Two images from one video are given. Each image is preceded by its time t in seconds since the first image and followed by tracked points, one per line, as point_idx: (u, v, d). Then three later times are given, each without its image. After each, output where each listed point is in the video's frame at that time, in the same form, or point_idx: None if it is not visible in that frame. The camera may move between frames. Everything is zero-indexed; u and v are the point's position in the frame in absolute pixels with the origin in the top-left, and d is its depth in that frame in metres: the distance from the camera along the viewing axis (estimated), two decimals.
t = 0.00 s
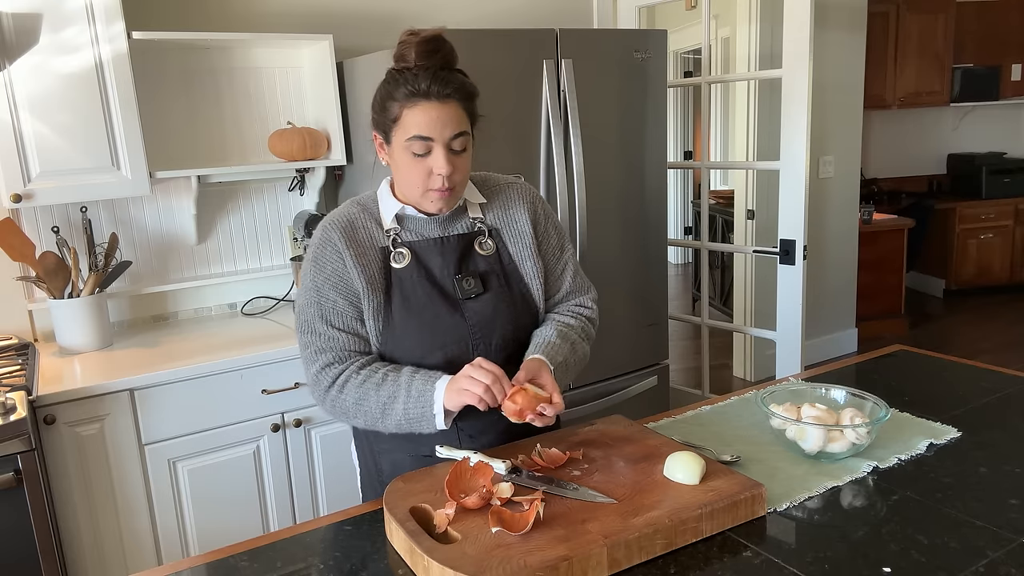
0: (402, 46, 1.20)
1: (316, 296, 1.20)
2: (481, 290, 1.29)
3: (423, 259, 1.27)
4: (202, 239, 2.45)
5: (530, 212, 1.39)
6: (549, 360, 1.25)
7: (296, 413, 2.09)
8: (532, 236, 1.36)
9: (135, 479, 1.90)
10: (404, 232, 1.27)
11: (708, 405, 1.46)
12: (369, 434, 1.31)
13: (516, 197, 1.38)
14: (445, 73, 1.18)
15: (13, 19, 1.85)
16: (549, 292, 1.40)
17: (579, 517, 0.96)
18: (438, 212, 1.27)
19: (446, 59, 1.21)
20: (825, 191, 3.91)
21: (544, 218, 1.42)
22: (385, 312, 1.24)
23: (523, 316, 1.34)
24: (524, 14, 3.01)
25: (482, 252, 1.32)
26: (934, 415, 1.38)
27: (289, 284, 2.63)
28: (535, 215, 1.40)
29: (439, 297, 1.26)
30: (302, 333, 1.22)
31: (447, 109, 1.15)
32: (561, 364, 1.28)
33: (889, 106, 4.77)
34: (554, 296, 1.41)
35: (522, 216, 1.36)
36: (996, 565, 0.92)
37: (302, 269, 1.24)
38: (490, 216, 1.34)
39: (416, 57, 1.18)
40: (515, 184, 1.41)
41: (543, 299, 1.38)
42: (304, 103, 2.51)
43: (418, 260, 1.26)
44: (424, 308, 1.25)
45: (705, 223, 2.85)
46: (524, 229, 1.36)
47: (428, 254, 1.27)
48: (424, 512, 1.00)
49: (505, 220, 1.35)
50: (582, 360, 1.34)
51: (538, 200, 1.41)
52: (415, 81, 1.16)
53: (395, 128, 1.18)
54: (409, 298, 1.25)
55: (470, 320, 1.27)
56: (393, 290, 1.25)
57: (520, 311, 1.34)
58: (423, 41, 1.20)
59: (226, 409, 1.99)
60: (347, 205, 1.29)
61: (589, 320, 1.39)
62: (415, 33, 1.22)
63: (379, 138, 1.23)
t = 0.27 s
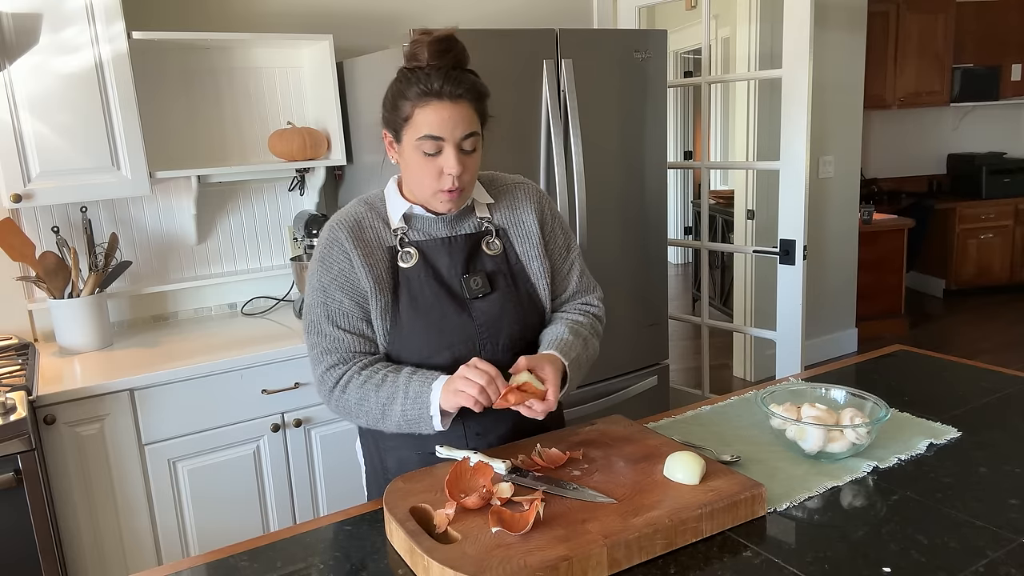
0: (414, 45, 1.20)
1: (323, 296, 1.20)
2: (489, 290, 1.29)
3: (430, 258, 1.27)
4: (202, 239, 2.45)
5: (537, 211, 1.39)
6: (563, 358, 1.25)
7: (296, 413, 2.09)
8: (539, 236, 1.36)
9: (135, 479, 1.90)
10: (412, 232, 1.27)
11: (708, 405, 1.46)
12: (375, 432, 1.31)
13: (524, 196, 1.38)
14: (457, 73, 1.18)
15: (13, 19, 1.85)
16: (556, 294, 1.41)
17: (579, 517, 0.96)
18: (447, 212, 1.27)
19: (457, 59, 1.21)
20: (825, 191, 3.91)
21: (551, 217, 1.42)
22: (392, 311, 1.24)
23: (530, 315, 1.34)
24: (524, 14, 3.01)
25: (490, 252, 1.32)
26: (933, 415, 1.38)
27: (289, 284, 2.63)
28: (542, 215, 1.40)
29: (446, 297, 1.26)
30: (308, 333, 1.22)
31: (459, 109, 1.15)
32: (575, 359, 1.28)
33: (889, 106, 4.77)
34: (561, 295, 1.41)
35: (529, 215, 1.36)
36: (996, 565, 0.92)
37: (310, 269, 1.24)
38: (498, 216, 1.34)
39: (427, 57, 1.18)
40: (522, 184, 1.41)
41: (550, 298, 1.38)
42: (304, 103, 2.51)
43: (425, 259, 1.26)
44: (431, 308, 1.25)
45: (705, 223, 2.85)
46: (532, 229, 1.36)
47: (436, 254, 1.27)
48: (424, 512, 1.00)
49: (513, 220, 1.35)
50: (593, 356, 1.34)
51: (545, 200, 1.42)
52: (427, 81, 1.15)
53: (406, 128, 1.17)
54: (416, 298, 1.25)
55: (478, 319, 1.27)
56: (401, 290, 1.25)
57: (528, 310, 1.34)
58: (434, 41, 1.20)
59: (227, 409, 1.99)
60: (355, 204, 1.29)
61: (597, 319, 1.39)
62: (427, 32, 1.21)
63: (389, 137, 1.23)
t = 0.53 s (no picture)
0: (430, 44, 1.20)
1: (332, 293, 1.20)
2: (499, 289, 1.29)
3: (440, 257, 1.27)
4: (202, 239, 2.45)
5: (546, 212, 1.39)
6: (576, 356, 1.26)
7: (296, 413, 2.09)
8: (549, 236, 1.36)
9: (135, 479, 1.90)
10: (422, 230, 1.27)
11: (709, 405, 1.46)
12: (383, 429, 1.31)
13: (534, 197, 1.39)
14: (473, 73, 1.18)
15: (13, 19, 1.85)
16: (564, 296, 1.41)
17: (579, 517, 0.96)
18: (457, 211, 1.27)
19: (473, 59, 1.21)
20: (825, 191, 3.91)
21: (560, 218, 1.42)
22: (402, 309, 1.24)
23: (539, 315, 1.35)
24: (524, 14, 3.01)
25: (500, 251, 1.32)
26: (933, 415, 1.38)
27: (289, 284, 2.63)
28: (552, 215, 1.40)
29: (457, 295, 1.26)
30: (315, 329, 1.22)
31: (474, 109, 1.15)
32: (587, 359, 1.28)
33: (889, 106, 4.77)
34: (569, 295, 1.42)
35: (539, 216, 1.36)
36: (996, 565, 0.92)
37: (319, 266, 1.24)
38: (508, 216, 1.34)
39: (443, 57, 1.18)
40: (532, 184, 1.42)
41: (558, 299, 1.38)
42: (304, 103, 2.51)
43: (436, 258, 1.26)
44: (441, 306, 1.25)
45: (705, 223, 2.85)
46: (542, 229, 1.36)
47: (446, 253, 1.27)
48: (424, 512, 1.00)
49: (523, 220, 1.35)
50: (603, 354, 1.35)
51: (554, 200, 1.42)
52: (443, 80, 1.15)
53: (420, 126, 1.17)
54: (426, 297, 1.25)
55: (487, 318, 1.27)
56: (411, 288, 1.25)
57: (537, 310, 1.34)
58: (450, 41, 1.19)
59: (227, 409, 1.99)
60: (365, 201, 1.29)
61: (605, 319, 1.40)
62: (442, 32, 1.21)
63: (402, 135, 1.23)
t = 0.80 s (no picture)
0: (447, 42, 1.19)
1: (347, 292, 1.20)
2: (511, 289, 1.29)
3: (454, 256, 1.27)
4: (202, 239, 2.45)
5: (558, 213, 1.39)
6: (586, 355, 1.27)
7: (296, 413, 2.09)
8: (560, 236, 1.36)
9: (135, 479, 1.90)
10: (436, 229, 1.27)
11: (708, 405, 1.46)
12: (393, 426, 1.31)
13: (545, 197, 1.39)
14: (489, 72, 1.17)
15: (13, 19, 1.85)
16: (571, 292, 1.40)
17: (578, 517, 0.96)
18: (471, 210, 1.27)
19: (490, 57, 1.20)
20: (825, 191, 3.91)
21: (571, 218, 1.42)
22: (416, 308, 1.24)
23: (550, 315, 1.35)
24: (524, 14, 3.01)
25: (512, 251, 1.32)
26: (933, 415, 1.38)
27: (289, 284, 2.63)
28: (564, 216, 1.40)
29: (470, 295, 1.26)
30: (329, 328, 1.21)
31: (490, 108, 1.15)
32: (597, 357, 1.29)
33: (889, 106, 4.77)
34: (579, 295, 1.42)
35: (551, 216, 1.37)
36: (996, 565, 0.92)
37: (333, 264, 1.23)
38: (520, 216, 1.35)
39: (460, 55, 1.17)
40: (543, 185, 1.42)
41: (569, 298, 1.39)
42: (304, 103, 2.51)
43: (450, 257, 1.26)
44: (455, 305, 1.25)
45: (705, 223, 2.85)
46: (553, 230, 1.36)
47: (460, 252, 1.27)
48: (424, 512, 1.00)
49: (535, 220, 1.36)
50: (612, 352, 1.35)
51: (564, 201, 1.42)
52: (459, 79, 1.15)
53: (436, 125, 1.17)
54: (441, 295, 1.25)
55: (500, 318, 1.28)
56: (425, 287, 1.25)
57: (548, 310, 1.34)
58: (467, 40, 1.18)
59: (227, 409, 1.99)
60: (377, 199, 1.29)
61: (614, 319, 1.40)
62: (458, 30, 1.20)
63: (417, 132, 1.23)
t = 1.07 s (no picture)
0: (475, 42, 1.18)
1: (366, 291, 1.20)
2: (529, 294, 1.29)
3: (474, 259, 1.26)
4: (202, 239, 2.45)
5: (578, 218, 1.37)
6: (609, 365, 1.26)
7: (296, 413, 2.09)
8: (580, 243, 1.35)
9: (135, 479, 1.90)
10: (457, 231, 1.27)
11: (708, 405, 1.46)
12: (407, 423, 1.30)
13: (566, 202, 1.37)
14: (513, 74, 1.15)
15: (13, 19, 1.85)
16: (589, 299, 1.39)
17: (579, 517, 0.96)
18: (492, 213, 1.26)
19: (517, 59, 1.18)
20: (825, 191, 3.91)
21: (591, 225, 1.41)
22: (433, 309, 1.24)
23: (565, 322, 1.34)
24: (524, 14, 3.01)
25: (531, 256, 1.31)
26: (933, 415, 1.38)
27: (289, 284, 2.63)
28: (583, 221, 1.38)
29: (487, 299, 1.26)
30: (345, 329, 1.21)
31: (509, 111, 1.14)
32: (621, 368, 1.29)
33: (889, 106, 4.77)
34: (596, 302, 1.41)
35: (571, 222, 1.35)
36: (996, 565, 0.92)
37: (353, 262, 1.24)
38: (541, 220, 1.33)
39: (485, 55, 1.15)
40: (564, 190, 1.40)
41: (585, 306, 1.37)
42: (304, 103, 2.51)
43: (469, 259, 1.26)
44: (472, 309, 1.25)
45: (705, 223, 2.85)
46: (573, 236, 1.34)
47: (479, 255, 1.26)
48: (424, 512, 1.00)
49: (556, 226, 1.34)
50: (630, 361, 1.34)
51: (585, 207, 1.41)
52: (481, 80, 1.14)
53: (456, 124, 1.17)
54: (458, 298, 1.25)
55: (516, 323, 1.27)
56: (444, 289, 1.25)
57: (563, 317, 1.33)
58: (494, 41, 1.16)
59: (227, 409, 1.99)
60: (400, 197, 1.29)
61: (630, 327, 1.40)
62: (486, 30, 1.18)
63: (439, 131, 1.23)
